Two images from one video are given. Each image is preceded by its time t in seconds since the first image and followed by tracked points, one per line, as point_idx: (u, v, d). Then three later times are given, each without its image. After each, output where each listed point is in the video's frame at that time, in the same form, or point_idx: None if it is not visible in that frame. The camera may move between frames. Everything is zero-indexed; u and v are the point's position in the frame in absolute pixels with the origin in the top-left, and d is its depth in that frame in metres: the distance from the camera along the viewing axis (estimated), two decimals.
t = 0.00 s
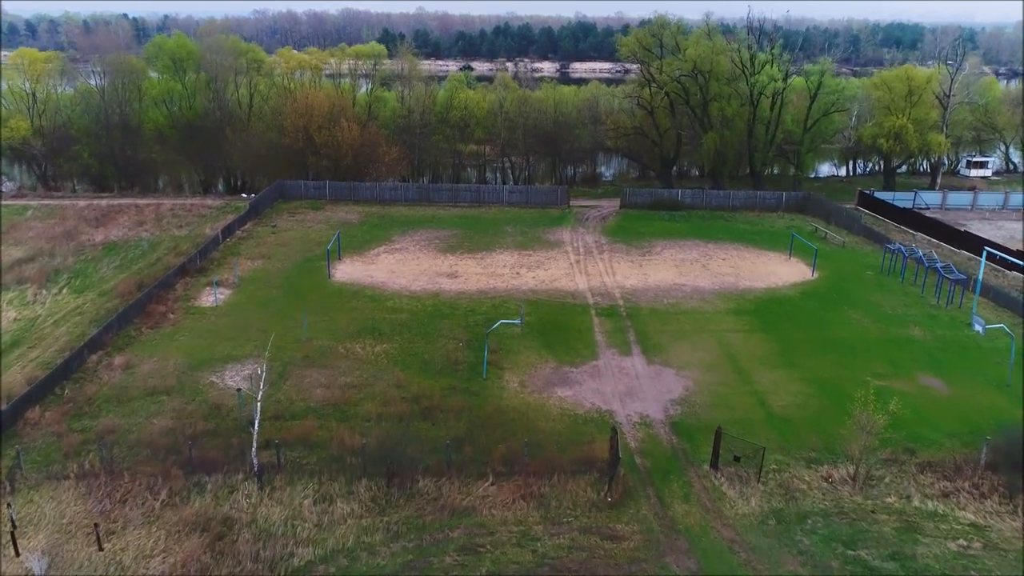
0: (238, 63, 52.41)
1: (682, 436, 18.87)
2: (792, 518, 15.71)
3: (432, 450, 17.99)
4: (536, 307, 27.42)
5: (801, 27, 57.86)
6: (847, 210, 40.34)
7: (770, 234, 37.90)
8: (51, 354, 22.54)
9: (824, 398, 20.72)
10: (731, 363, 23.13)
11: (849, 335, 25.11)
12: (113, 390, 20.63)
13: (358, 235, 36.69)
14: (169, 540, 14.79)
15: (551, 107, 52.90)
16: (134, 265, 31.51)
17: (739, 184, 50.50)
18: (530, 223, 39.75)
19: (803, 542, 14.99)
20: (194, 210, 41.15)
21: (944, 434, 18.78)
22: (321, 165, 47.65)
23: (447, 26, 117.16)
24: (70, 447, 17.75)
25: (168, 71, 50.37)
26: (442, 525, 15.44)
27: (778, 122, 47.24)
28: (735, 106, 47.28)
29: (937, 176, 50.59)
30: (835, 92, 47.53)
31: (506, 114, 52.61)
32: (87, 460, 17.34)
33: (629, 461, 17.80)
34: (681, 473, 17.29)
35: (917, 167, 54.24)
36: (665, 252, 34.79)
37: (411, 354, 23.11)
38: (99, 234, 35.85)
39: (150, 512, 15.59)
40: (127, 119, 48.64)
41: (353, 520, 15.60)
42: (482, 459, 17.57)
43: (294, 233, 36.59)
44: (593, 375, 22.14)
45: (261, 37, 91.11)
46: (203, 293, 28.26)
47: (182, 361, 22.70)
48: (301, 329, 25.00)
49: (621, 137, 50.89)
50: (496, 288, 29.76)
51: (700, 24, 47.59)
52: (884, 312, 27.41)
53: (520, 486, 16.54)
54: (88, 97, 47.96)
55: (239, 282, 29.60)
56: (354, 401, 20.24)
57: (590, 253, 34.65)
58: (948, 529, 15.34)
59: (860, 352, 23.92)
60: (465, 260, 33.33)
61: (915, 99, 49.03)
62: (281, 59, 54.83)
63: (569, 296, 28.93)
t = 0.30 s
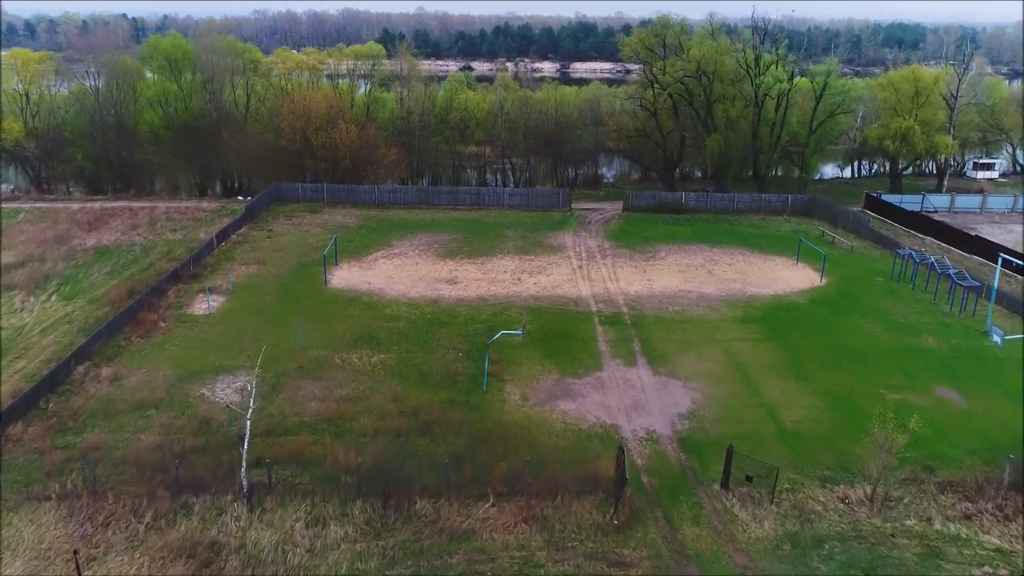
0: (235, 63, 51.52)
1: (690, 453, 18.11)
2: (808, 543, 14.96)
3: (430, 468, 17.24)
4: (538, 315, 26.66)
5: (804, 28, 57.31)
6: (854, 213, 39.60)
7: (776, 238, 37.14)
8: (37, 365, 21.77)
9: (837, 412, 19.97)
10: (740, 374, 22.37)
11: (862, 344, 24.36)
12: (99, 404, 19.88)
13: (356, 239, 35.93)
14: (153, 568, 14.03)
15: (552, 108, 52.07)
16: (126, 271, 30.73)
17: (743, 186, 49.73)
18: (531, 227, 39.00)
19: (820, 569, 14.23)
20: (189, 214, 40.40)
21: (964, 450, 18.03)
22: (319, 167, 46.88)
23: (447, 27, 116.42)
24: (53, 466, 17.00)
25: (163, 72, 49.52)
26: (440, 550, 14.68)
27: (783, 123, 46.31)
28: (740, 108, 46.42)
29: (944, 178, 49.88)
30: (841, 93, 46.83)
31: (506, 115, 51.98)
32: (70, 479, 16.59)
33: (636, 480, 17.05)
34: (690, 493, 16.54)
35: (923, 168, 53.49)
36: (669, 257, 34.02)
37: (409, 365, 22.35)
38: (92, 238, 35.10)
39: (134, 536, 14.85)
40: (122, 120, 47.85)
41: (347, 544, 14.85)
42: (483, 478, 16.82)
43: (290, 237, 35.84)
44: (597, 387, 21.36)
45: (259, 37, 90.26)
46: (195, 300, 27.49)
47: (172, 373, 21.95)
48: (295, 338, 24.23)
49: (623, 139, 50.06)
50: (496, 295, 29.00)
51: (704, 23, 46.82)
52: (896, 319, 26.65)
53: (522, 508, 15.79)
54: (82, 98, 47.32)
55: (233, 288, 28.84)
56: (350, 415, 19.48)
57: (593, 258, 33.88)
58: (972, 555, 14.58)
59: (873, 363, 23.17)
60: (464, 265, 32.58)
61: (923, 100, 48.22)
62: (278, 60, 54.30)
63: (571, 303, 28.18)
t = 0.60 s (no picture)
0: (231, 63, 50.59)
1: (702, 475, 17.23)
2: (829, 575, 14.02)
3: (428, 492, 16.36)
4: (541, 325, 25.77)
5: (808, 28, 56.56)
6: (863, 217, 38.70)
7: (784, 243, 36.25)
8: (18, 380, 20.86)
9: (855, 429, 19.08)
10: (752, 389, 21.48)
11: (877, 356, 23.44)
12: (82, 422, 18.97)
13: (353, 245, 35.06)
14: None
15: (553, 110, 51.45)
16: (116, 278, 29.83)
17: (748, 189, 48.84)
18: (533, 232, 38.10)
19: None
20: (184, 218, 39.51)
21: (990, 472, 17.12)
22: (317, 170, 46.00)
23: (448, 27, 115.59)
24: (30, 490, 16.10)
25: (159, 72, 48.79)
26: None
27: (789, 125, 45.54)
28: (746, 109, 45.57)
29: (953, 181, 48.98)
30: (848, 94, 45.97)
31: (507, 117, 51.06)
32: (47, 505, 15.68)
33: (646, 504, 16.17)
34: (703, 519, 15.66)
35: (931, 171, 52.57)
36: (675, 263, 33.13)
37: (407, 379, 21.45)
38: (82, 244, 34.18)
39: (113, 569, 13.95)
40: (116, 121, 46.81)
41: None
42: (484, 504, 15.93)
43: (286, 243, 34.97)
44: (603, 403, 20.46)
45: (258, 37, 89.39)
46: (186, 309, 26.57)
47: (160, 388, 21.07)
48: (289, 350, 23.33)
49: (626, 141, 49.05)
50: (498, 303, 28.12)
51: (709, 23, 45.82)
52: (911, 330, 25.74)
53: (526, 536, 14.91)
54: (76, 100, 46.39)
55: (226, 297, 27.94)
56: (344, 433, 18.59)
57: (597, 264, 32.98)
58: None
59: (890, 376, 22.28)
60: (465, 272, 31.68)
61: (932, 101, 47.31)
62: (275, 61, 53.45)
63: (575, 312, 27.29)
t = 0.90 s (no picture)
0: (228, 65, 49.94)
1: (715, 498, 16.43)
2: None
3: (427, 517, 15.57)
4: (543, 335, 24.94)
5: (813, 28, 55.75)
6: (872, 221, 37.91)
7: (792, 248, 35.43)
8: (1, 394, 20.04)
9: (873, 447, 18.32)
10: (764, 403, 20.67)
11: (892, 368, 22.65)
12: (66, 440, 18.15)
13: (351, 250, 34.23)
14: None
15: (554, 111, 50.71)
16: (107, 286, 29.00)
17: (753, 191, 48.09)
18: (535, 236, 37.27)
19: None
20: (179, 222, 38.68)
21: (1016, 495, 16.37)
22: (314, 173, 45.20)
23: (448, 27, 114.85)
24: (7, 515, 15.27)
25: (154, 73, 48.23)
26: None
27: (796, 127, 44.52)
28: (752, 111, 44.66)
29: (962, 184, 48.12)
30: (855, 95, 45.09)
31: (508, 118, 50.27)
32: (24, 531, 14.84)
33: (656, 529, 15.38)
34: (717, 547, 14.87)
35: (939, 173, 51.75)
36: (680, 269, 32.31)
37: (405, 393, 20.65)
38: (73, 249, 33.36)
39: None
40: (111, 122, 46.01)
41: None
42: (485, 530, 15.14)
43: (282, 248, 34.19)
44: (609, 419, 19.65)
45: (257, 37, 88.53)
46: (178, 319, 25.76)
47: (148, 402, 20.25)
48: (283, 362, 22.51)
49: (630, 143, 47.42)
50: (499, 311, 27.31)
51: (713, 23, 44.98)
52: (926, 340, 24.93)
53: (530, 566, 14.11)
54: (70, 101, 45.62)
55: (219, 305, 27.11)
56: (340, 452, 17.80)
57: (601, 270, 32.16)
58: None
59: (906, 389, 21.49)
60: (465, 278, 30.87)
61: (940, 103, 46.46)
62: (271, 61, 52.52)
63: (578, 321, 26.49)
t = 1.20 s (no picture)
0: (223, 66, 48.04)
1: (731, 528, 15.47)
2: None
3: (426, 551, 14.63)
4: (546, 348, 23.97)
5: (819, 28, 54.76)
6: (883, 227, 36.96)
7: (802, 255, 34.45)
8: None
9: (896, 472, 17.41)
10: (779, 422, 19.70)
11: (911, 384, 21.69)
12: (42, 464, 17.16)
13: (348, 257, 33.23)
14: None
15: (556, 112, 49.58)
16: (94, 296, 28.02)
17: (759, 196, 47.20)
18: (537, 242, 36.29)
19: None
20: (172, 228, 37.71)
21: None
22: (311, 176, 44.21)
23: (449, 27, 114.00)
24: None
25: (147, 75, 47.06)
26: None
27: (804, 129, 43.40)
28: (758, 113, 43.85)
29: (972, 188, 47.09)
30: (863, 97, 44.12)
31: (509, 120, 49.32)
32: None
33: (669, 564, 14.44)
34: None
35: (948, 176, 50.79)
36: (687, 276, 31.33)
37: (402, 412, 19.65)
38: (61, 255, 32.40)
39: None
40: (103, 125, 45.03)
41: None
42: (488, 565, 14.22)
43: (277, 255, 33.23)
44: (617, 440, 18.65)
45: (255, 37, 87.57)
46: (167, 330, 24.76)
47: (132, 422, 19.24)
48: (275, 378, 21.52)
49: (632, 146, 46.79)
50: (500, 322, 26.34)
51: (719, 23, 43.81)
52: (945, 353, 23.97)
53: None
54: (62, 102, 44.66)
55: (210, 316, 26.12)
56: (333, 477, 16.84)
57: (605, 278, 31.19)
58: None
59: (927, 406, 20.53)
60: (465, 286, 29.90)
61: (950, 105, 45.46)
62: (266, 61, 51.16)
63: (583, 332, 25.49)
